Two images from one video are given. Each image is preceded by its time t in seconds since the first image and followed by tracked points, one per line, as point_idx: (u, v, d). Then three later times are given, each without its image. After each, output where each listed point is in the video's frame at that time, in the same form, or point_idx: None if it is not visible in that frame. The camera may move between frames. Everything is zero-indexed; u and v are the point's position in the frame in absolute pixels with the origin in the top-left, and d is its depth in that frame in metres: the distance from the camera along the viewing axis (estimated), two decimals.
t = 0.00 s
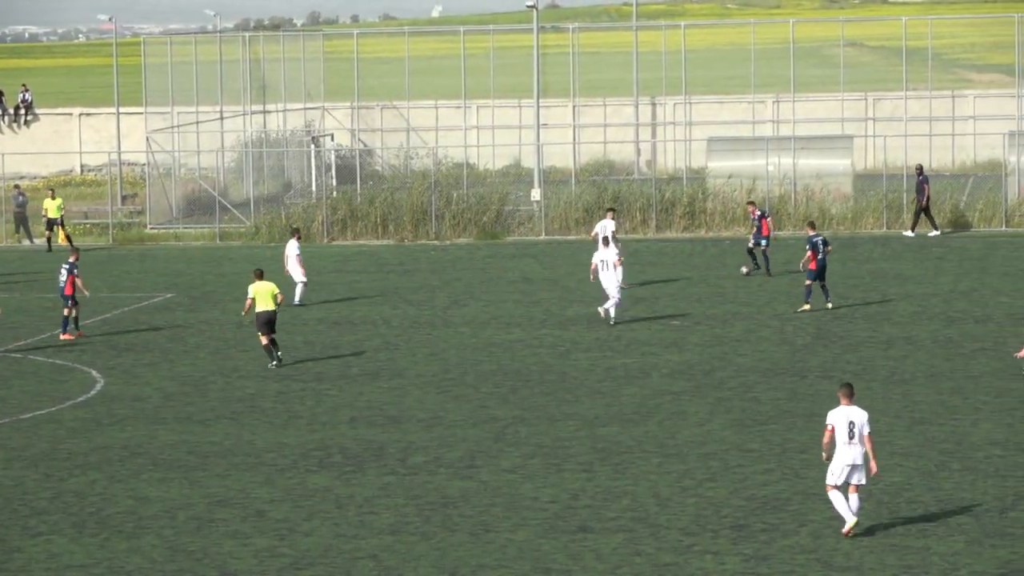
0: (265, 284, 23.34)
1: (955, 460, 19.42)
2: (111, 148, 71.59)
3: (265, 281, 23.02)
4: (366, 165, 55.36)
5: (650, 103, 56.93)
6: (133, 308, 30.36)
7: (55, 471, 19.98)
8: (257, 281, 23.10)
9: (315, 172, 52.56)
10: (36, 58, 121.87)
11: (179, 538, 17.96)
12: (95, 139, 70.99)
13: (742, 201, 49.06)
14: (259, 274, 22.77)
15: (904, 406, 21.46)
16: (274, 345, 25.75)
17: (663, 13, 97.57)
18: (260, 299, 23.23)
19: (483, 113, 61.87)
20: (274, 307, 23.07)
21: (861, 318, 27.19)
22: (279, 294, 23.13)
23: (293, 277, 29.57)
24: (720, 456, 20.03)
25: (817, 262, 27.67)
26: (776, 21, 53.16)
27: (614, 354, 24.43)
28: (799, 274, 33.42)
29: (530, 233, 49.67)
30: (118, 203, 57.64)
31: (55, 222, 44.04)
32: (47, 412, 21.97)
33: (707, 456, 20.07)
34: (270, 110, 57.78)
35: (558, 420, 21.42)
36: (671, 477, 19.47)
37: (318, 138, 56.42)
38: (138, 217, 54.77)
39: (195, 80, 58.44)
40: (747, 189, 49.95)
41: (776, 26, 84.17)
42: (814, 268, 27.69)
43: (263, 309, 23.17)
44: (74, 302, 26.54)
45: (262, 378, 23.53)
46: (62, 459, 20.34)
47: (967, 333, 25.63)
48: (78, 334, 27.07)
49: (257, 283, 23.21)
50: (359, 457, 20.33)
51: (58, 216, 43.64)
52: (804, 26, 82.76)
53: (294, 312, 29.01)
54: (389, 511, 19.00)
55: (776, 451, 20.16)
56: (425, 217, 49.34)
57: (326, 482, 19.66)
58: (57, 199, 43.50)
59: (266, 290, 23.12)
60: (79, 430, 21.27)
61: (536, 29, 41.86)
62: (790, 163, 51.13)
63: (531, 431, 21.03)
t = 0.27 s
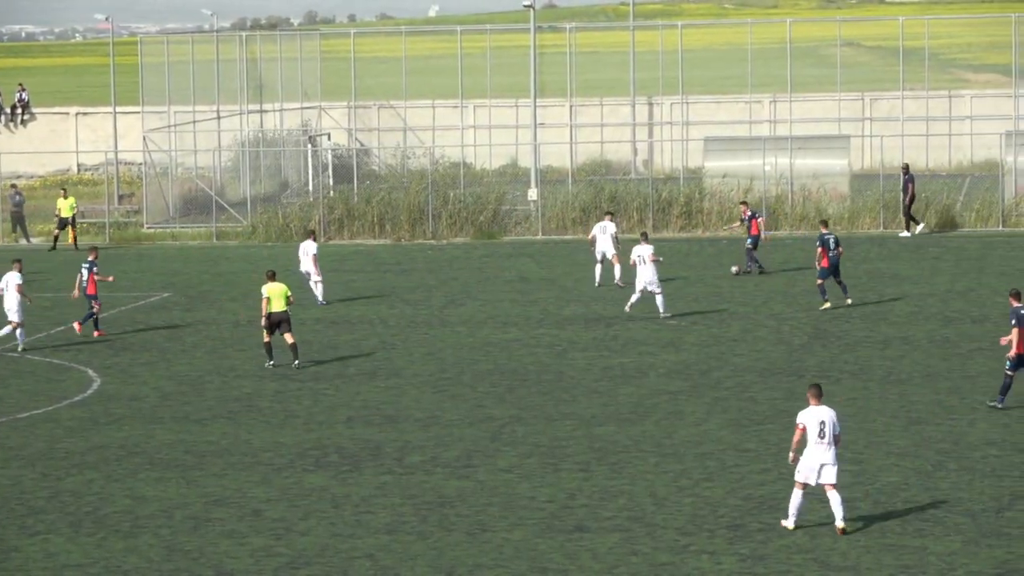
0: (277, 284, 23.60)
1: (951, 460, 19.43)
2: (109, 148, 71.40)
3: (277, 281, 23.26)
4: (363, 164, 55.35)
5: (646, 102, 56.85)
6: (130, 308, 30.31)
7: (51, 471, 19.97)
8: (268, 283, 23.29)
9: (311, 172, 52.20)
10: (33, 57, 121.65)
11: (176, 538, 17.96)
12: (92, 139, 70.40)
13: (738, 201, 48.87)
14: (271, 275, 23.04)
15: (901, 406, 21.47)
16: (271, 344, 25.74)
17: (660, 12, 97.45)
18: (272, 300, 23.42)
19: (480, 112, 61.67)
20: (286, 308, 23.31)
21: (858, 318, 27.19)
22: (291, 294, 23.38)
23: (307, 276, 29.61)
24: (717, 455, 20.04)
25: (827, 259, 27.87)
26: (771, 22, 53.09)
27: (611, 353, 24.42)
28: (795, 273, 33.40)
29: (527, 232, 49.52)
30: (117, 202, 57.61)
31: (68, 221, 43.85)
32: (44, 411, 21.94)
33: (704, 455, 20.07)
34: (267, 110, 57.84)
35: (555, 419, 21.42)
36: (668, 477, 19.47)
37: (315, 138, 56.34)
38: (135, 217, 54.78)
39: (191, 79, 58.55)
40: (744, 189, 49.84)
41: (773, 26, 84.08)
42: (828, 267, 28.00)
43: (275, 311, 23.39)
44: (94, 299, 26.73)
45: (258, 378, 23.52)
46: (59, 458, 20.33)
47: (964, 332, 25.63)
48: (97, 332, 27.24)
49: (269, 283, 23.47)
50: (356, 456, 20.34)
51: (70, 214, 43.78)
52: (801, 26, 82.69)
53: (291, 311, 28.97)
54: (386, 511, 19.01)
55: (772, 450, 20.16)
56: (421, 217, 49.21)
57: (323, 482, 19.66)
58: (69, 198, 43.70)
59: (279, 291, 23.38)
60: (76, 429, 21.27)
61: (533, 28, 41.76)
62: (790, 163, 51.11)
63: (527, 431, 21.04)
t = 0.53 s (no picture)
0: (288, 280, 24.04)
1: (949, 458, 19.56)
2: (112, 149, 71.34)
3: (288, 279, 23.84)
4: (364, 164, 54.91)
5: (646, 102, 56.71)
6: (132, 308, 30.36)
7: (55, 469, 20.08)
8: (283, 278, 23.78)
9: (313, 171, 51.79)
10: (36, 58, 121.69)
11: (180, 536, 18.09)
12: (96, 138, 70.66)
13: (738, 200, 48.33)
14: (283, 273, 23.63)
15: (899, 405, 21.55)
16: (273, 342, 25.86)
17: (660, 14, 97.48)
18: (282, 297, 23.87)
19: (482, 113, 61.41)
20: (295, 306, 23.86)
21: (857, 317, 27.29)
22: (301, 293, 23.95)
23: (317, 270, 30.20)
24: (716, 454, 20.16)
25: (848, 259, 27.98)
26: (771, 22, 52.85)
27: (612, 351, 24.53)
28: (795, 272, 33.47)
29: (527, 232, 48.31)
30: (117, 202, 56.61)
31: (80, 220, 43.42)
32: (47, 411, 22.04)
33: (703, 454, 20.19)
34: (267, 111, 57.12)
35: (555, 418, 21.54)
36: (667, 475, 19.60)
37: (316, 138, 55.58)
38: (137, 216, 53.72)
39: (194, 83, 57.46)
40: (742, 190, 49.33)
41: (774, 27, 84.13)
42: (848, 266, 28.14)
43: (285, 306, 23.84)
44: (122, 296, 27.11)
45: (261, 377, 23.64)
46: (62, 456, 20.44)
47: (962, 331, 25.75)
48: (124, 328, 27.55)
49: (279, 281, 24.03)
50: (357, 454, 20.46)
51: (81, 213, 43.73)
52: (801, 27, 82.70)
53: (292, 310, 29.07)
54: (387, 509, 19.12)
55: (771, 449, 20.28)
56: (423, 216, 48.08)
57: (325, 480, 19.79)
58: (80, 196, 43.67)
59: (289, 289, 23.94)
60: (78, 428, 21.38)
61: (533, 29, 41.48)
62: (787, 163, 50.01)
63: (528, 429, 21.16)
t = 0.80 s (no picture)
0: (304, 281, 24.82)
1: (944, 453, 20.26)
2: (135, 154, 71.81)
3: (305, 279, 24.65)
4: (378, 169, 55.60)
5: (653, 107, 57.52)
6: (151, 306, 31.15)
7: (80, 463, 20.82)
8: (300, 278, 24.54)
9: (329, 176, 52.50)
10: (48, 64, 122.60)
11: (201, 526, 18.82)
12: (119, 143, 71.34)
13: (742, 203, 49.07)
14: (300, 273, 24.44)
15: (897, 401, 22.26)
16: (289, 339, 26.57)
17: (664, 23, 98.37)
18: (300, 297, 24.61)
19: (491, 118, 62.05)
20: (312, 305, 24.68)
21: (858, 316, 28.01)
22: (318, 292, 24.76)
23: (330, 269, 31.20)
24: (719, 448, 20.88)
25: (873, 252, 29.10)
26: (775, 30, 53.61)
27: (618, 349, 25.25)
28: (798, 273, 34.23)
29: (536, 234, 48.82)
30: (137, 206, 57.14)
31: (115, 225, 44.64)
32: (73, 406, 22.78)
33: (707, 448, 20.90)
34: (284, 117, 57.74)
35: (563, 413, 22.26)
36: (671, 468, 20.31)
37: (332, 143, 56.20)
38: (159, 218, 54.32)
39: (213, 88, 58.26)
40: (744, 193, 49.93)
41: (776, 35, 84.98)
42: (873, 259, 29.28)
43: (303, 305, 24.57)
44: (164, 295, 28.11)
45: (277, 373, 24.37)
46: (87, 450, 21.19)
47: (957, 329, 26.46)
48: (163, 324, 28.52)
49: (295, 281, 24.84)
50: (372, 448, 21.19)
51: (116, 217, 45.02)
52: (803, 33, 83.57)
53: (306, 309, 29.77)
54: (401, 501, 19.85)
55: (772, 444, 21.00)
56: (436, 218, 48.64)
57: (341, 472, 20.52)
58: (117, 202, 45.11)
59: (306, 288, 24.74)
60: (103, 423, 22.14)
61: (542, 37, 42.22)
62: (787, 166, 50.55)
63: (537, 424, 21.89)
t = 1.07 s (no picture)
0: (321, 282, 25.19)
1: (959, 451, 20.55)
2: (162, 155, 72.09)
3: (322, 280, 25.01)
4: (401, 170, 56.03)
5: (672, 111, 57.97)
6: (177, 306, 31.57)
7: (108, 459, 21.18)
8: (317, 278, 24.92)
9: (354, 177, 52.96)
10: (73, 68, 123.85)
11: (227, 522, 19.15)
12: (146, 145, 71.66)
13: (758, 205, 49.50)
14: (316, 274, 24.79)
15: (913, 400, 22.55)
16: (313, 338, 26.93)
17: (683, 26, 98.98)
18: (318, 297, 24.96)
19: (511, 120, 62.49)
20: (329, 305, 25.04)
21: (875, 315, 28.30)
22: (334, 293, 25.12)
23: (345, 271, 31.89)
24: (737, 445, 21.20)
25: (912, 256, 29.31)
26: (793, 34, 53.98)
27: (637, 348, 25.57)
28: (816, 273, 34.55)
29: (556, 234, 49.23)
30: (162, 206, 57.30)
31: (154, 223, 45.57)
32: (100, 404, 23.14)
33: (725, 445, 21.22)
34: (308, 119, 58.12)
35: (583, 411, 22.58)
36: (689, 466, 20.62)
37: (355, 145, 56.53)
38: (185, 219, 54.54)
39: (238, 92, 58.73)
40: (759, 195, 50.12)
41: (795, 37, 85.58)
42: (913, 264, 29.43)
43: (320, 306, 24.89)
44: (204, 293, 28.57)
45: (301, 371, 24.71)
46: (115, 447, 21.54)
47: (973, 329, 26.73)
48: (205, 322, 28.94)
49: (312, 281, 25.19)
50: (395, 445, 21.52)
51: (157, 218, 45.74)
52: (822, 37, 84.06)
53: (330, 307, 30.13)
54: (424, 497, 20.17)
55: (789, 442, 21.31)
56: (458, 220, 48.83)
57: (364, 470, 20.83)
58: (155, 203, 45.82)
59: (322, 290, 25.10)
60: (130, 420, 22.50)
61: (562, 40, 42.60)
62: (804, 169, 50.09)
63: (557, 421, 22.21)
